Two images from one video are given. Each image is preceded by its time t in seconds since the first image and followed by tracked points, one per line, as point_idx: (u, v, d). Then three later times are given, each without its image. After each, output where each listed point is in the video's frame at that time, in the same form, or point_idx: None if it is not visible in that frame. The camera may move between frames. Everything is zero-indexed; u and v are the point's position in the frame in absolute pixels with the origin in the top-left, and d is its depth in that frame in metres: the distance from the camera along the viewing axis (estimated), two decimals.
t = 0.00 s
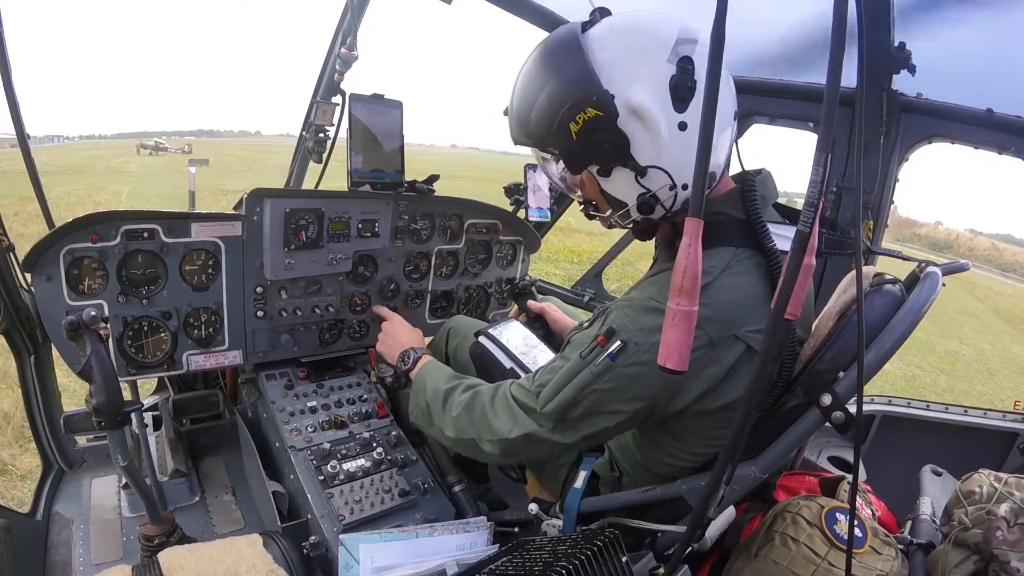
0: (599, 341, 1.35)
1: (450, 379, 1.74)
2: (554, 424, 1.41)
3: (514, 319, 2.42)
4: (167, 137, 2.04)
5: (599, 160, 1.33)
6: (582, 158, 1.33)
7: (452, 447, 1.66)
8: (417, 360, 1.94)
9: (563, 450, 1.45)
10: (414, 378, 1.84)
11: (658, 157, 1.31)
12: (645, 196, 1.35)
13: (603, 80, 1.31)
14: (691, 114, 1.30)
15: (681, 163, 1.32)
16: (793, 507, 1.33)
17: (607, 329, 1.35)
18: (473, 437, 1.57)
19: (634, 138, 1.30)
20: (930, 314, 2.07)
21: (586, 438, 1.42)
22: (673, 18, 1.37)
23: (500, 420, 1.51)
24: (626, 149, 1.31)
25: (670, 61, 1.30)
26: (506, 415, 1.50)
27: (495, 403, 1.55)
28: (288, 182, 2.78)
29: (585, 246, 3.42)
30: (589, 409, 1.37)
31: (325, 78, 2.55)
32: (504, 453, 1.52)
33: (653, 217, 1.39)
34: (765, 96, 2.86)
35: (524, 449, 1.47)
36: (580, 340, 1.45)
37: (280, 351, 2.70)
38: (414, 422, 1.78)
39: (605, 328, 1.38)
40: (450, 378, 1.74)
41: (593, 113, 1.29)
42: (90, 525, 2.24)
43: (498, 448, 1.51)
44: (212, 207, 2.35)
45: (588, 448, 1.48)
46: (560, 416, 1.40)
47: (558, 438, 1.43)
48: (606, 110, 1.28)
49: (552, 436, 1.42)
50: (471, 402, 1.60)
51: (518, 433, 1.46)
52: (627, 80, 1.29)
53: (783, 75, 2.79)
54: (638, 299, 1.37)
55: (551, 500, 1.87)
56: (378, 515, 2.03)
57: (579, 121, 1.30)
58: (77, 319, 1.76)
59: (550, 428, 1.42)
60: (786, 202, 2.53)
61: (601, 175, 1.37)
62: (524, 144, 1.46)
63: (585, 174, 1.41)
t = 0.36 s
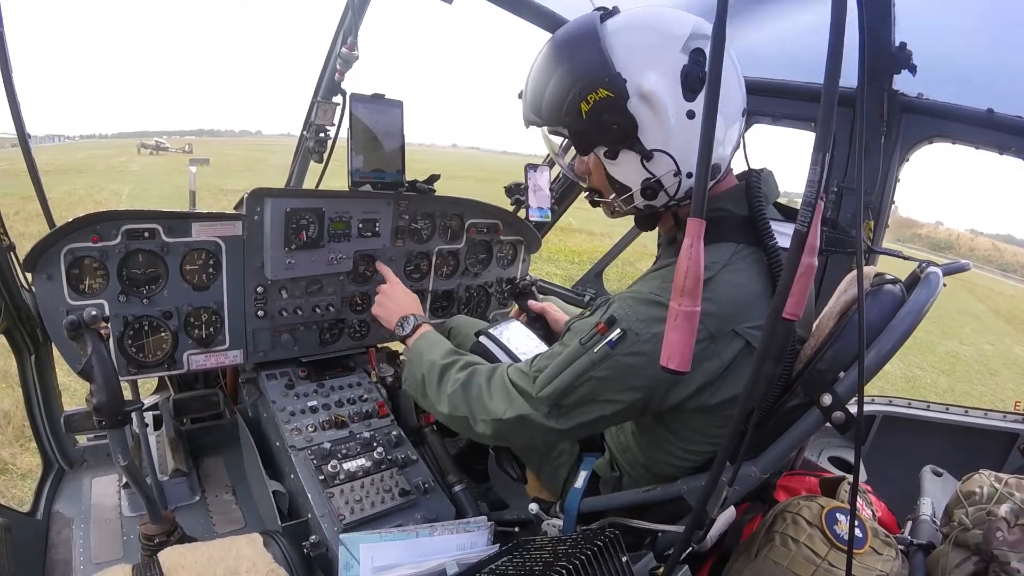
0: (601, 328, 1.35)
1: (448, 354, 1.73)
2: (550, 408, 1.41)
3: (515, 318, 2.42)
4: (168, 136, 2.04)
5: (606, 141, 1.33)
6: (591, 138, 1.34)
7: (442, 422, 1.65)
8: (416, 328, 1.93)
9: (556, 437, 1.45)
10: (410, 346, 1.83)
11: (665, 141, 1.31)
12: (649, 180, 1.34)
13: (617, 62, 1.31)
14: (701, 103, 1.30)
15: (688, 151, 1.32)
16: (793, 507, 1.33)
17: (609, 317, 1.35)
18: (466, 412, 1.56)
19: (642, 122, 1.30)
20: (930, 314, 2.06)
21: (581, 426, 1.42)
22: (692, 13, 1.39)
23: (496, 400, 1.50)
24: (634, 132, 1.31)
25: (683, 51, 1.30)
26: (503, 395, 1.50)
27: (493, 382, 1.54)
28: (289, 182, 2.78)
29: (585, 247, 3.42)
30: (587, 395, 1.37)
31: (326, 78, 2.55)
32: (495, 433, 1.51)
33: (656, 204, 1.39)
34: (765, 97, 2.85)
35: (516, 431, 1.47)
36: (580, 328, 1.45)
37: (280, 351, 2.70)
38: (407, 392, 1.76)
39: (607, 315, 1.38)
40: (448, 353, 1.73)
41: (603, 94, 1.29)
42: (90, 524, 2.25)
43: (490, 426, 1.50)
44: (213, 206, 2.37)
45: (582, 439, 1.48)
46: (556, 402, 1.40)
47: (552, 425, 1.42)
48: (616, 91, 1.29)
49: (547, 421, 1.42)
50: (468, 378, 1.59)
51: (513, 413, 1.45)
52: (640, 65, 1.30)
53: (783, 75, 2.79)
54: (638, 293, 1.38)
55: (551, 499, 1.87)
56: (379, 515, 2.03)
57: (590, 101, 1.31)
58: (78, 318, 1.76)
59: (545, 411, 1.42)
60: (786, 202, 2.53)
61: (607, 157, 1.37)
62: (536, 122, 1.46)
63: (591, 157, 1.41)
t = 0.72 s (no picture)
0: (603, 322, 1.35)
1: (441, 352, 1.71)
2: (551, 405, 1.41)
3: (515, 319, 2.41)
4: (167, 138, 2.03)
5: (606, 122, 1.34)
6: (592, 120, 1.35)
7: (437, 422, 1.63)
8: (405, 323, 1.92)
9: (555, 435, 1.44)
10: (399, 344, 1.82)
11: (663, 124, 1.32)
12: (645, 163, 1.35)
13: (621, 49, 1.33)
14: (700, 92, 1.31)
15: (685, 136, 1.33)
16: (793, 507, 1.33)
17: (611, 312, 1.35)
18: (462, 411, 1.55)
19: (642, 107, 1.32)
20: (930, 314, 2.06)
21: (580, 424, 1.42)
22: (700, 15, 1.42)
23: (495, 399, 1.50)
24: (633, 115, 1.32)
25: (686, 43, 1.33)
26: (501, 394, 1.49)
27: (490, 380, 1.54)
28: (288, 183, 2.78)
29: (585, 247, 3.42)
30: (588, 391, 1.37)
31: (325, 79, 2.55)
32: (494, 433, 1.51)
33: (652, 189, 1.39)
34: (764, 97, 2.85)
35: (515, 430, 1.46)
36: (581, 323, 1.45)
37: (280, 352, 2.70)
38: (398, 391, 1.75)
39: (608, 311, 1.38)
40: (442, 350, 1.72)
41: (605, 76, 1.31)
42: (90, 527, 2.24)
43: (489, 425, 1.50)
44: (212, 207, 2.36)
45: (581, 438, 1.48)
46: (557, 398, 1.40)
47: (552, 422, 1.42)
48: (618, 73, 1.30)
49: (547, 419, 1.42)
50: (464, 377, 1.58)
51: (512, 411, 1.45)
52: (643, 53, 1.32)
53: (783, 75, 2.79)
54: (638, 290, 1.38)
55: (551, 500, 1.87)
56: (379, 516, 2.03)
57: (593, 82, 1.32)
58: (78, 320, 1.76)
59: (546, 409, 1.41)
60: (786, 202, 2.53)
61: (607, 139, 1.38)
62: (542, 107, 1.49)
63: (593, 140, 1.43)
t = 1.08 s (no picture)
0: (603, 329, 1.36)
1: (464, 364, 1.72)
2: (556, 415, 1.41)
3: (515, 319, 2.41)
4: (167, 138, 2.04)
5: (593, 121, 1.36)
6: (579, 120, 1.37)
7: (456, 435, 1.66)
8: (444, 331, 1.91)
9: (563, 444, 1.44)
10: (434, 351, 1.84)
11: (647, 120, 1.33)
12: (632, 158, 1.36)
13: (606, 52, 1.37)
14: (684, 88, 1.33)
15: (670, 130, 1.33)
16: (793, 507, 1.33)
17: (612, 318, 1.36)
18: (475, 424, 1.57)
19: (627, 105, 1.34)
20: (930, 314, 2.06)
21: (586, 431, 1.41)
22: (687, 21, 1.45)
23: (503, 411, 1.50)
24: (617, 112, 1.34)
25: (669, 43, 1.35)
26: (509, 405, 1.50)
27: (501, 392, 1.55)
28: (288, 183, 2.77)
29: (585, 247, 3.42)
30: (593, 399, 1.37)
31: (325, 79, 2.55)
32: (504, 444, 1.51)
33: (642, 185, 1.40)
34: (764, 97, 2.85)
35: (524, 442, 1.47)
36: (583, 330, 1.46)
37: (280, 352, 2.70)
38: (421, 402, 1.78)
39: (609, 316, 1.38)
40: (462, 361, 1.73)
41: (590, 78, 1.34)
42: (90, 526, 2.24)
43: (498, 437, 1.51)
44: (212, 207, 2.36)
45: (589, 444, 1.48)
46: (562, 407, 1.39)
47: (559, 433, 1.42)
48: (603, 74, 1.33)
49: (552, 428, 1.42)
50: (478, 389, 1.60)
51: (519, 423, 1.45)
52: (627, 55, 1.35)
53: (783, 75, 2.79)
54: (638, 292, 1.38)
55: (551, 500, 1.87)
56: (379, 516, 2.03)
57: (579, 84, 1.35)
58: (78, 320, 1.76)
59: (552, 420, 1.42)
60: (785, 202, 2.52)
61: (597, 138, 1.40)
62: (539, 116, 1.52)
63: (587, 141, 1.45)
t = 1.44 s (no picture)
0: (604, 329, 1.36)
1: (465, 369, 1.73)
2: (558, 417, 1.41)
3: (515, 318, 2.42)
4: (168, 138, 2.02)
5: (591, 121, 1.36)
6: (579, 121, 1.38)
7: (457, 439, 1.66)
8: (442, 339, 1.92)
9: (564, 446, 1.44)
10: (433, 358, 1.84)
11: (645, 119, 1.33)
12: (631, 158, 1.36)
13: (604, 53, 1.37)
14: (681, 87, 1.33)
15: (668, 129, 1.33)
16: (793, 507, 1.33)
17: (612, 318, 1.36)
18: (477, 427, 1.57)
19: (624, 105, 1.34)
20: (930, 314, 2.06)
21: (587, 432, 1.41)
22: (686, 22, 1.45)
23: (505, 415, 1.50)
24: (615, 112, 1.34)
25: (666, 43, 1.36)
26: (510, 408, 1.50)
27: (502, 395, 1.55)
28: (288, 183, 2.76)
29: (585, 246, 3.42)
30: (595, 400, 1.37)
31: (325, 79, 2.55)
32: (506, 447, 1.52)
33: (642, 184, 1.40)
34: (764, 97, 2.85)
35: (526, 445, 1.47)
36: (583, 331, 1.46)
37: (280, 352, 2.70)
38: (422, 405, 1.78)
39: (610, 316, 1.38)
40: (462, 365, 1.74)
41: (588, 80, 1.35)
42: (90, 526, 2.24)
43: (500, 440, 1.51)
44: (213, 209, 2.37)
45: (590, 446, 1.48)
46: (565, 408, 1.40)
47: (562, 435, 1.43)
48: (600, 75, 1.34)
49: (555, 431, 1.42)
50: (479, 393, 1.60)
51: (520, 426, 1.45)
52: (624, 55, 1.35)
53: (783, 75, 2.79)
54: (638, 292, 1.38)
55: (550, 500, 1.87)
56: (378, 516, 2.03)
57: (578, 86, 1.36)
58: (78, 320, 1.76)
59: (553, 422, 1.42)
60: (785, 202, 2.52)
61: (596, 139, 1.40)
62: (541, 120, 1.53)
63: (587, 143, 1.46)
